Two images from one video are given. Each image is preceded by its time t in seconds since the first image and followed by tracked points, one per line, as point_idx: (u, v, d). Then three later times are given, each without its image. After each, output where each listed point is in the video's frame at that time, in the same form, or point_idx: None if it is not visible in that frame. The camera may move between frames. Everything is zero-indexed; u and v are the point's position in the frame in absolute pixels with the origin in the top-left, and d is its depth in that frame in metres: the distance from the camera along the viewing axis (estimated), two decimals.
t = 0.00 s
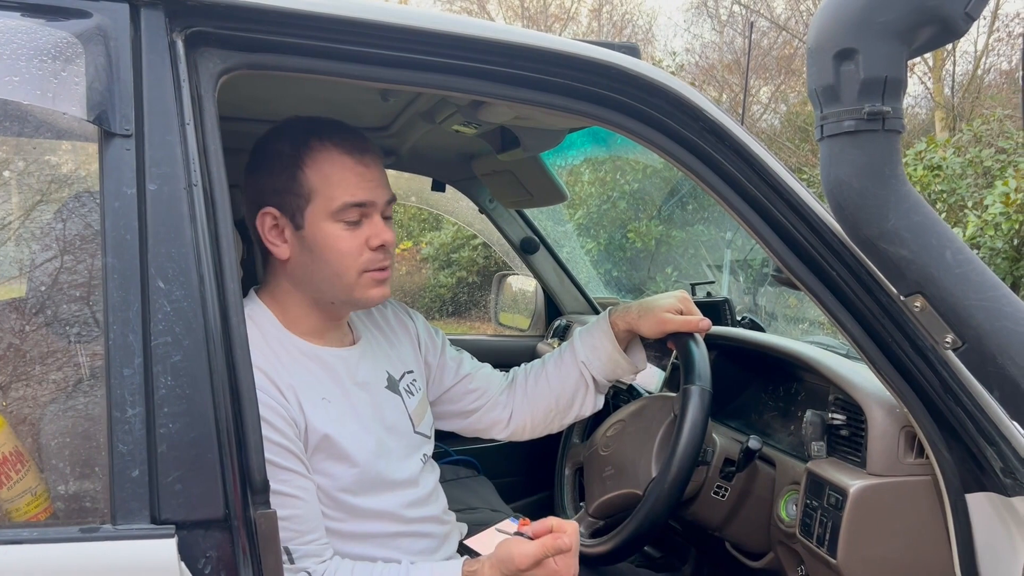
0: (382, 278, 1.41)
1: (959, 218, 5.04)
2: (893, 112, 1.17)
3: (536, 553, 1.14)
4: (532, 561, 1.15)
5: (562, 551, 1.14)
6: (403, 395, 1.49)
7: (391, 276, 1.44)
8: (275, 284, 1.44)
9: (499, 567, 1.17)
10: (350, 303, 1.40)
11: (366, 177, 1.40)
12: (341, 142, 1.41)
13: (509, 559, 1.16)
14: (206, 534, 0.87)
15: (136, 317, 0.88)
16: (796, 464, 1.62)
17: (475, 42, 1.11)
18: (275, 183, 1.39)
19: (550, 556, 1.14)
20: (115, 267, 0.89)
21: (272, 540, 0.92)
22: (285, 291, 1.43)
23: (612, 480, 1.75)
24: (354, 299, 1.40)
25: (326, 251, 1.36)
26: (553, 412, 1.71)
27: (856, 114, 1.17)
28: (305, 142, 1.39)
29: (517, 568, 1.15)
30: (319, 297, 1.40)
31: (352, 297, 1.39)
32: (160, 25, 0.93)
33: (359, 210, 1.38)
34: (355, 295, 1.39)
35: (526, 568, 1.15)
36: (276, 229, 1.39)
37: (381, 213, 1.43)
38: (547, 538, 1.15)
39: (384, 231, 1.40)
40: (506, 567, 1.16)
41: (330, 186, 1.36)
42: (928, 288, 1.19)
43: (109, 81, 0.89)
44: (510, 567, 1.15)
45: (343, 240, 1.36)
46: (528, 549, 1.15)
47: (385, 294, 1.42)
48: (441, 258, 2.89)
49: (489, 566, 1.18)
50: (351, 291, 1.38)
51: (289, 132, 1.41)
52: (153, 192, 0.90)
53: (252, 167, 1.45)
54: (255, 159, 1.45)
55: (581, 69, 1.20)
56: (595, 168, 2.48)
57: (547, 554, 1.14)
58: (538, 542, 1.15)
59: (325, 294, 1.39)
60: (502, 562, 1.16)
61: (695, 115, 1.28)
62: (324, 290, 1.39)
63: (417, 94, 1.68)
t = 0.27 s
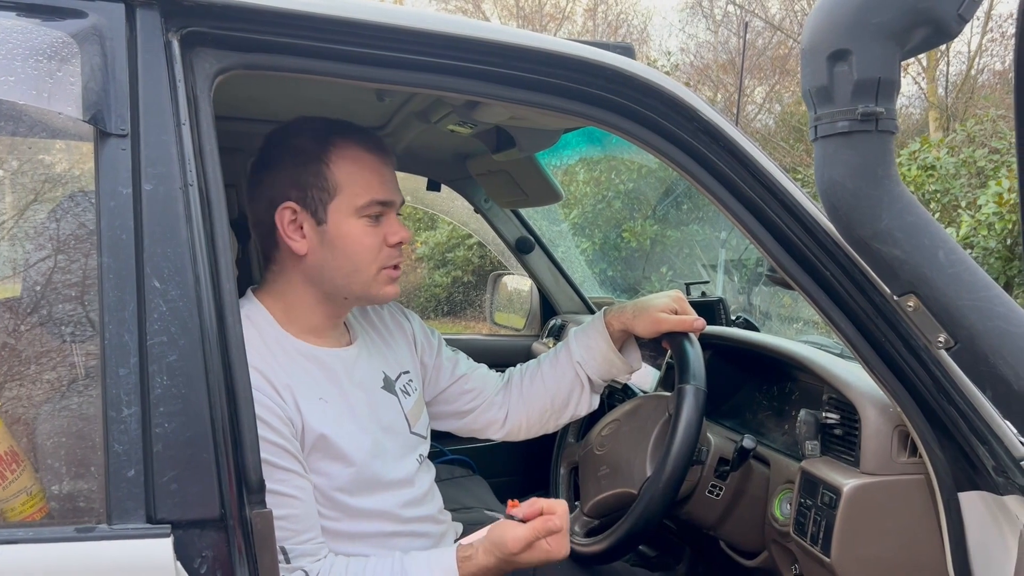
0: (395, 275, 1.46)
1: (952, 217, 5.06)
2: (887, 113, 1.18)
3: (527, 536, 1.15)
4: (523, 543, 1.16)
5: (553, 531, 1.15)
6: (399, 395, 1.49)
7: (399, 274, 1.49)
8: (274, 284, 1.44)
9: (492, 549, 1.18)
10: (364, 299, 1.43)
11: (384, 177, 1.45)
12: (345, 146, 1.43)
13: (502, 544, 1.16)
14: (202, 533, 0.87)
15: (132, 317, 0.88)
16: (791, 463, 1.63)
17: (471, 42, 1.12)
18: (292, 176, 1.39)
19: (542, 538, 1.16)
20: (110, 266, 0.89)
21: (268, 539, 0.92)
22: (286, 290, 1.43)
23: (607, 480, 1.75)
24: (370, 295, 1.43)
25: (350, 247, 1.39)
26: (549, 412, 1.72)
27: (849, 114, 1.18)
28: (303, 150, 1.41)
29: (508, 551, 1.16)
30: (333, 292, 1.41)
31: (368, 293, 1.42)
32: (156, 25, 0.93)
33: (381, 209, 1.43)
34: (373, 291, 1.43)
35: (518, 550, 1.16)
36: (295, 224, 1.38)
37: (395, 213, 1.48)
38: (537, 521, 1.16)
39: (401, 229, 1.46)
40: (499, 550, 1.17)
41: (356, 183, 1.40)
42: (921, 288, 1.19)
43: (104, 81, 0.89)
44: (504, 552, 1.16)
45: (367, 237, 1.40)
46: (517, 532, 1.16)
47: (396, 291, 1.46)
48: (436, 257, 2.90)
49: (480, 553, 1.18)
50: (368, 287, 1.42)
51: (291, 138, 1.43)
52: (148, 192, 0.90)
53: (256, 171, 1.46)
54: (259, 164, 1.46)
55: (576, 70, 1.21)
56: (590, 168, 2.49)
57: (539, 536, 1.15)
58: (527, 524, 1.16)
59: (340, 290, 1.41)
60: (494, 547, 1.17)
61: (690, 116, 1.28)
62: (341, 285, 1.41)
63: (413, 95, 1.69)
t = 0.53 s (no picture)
0: (391, 276, 1.47)
1: (947, 217, 5.08)
2: (881, 112, 1.18)
3: (516, 506, 1.15)
4: (513, 516, 1.15)
5: (541, 498, 1.15)
6: (395, 394, 1.49)
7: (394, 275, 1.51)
8: (271, 282, 1.44)
9: (482, 529, 1.17)
10: (362, 297, 1.44)
11: (385, 177, 1.48)
12: (346, 145, 1.43)
13: (491, 520, 1.16)
14: (198, 532, 0.87)
15: (128, 316, 0.88)
16: (785, 461, 1.64)
17: (468, 42, 1.12)
18: (294, 172, 1.40)
19: (531, 507, 1.15)
20: (106, 265, 0.89)
21: (264, 538, 0.92)
22: (282, 289, 1.43)
23: (603, 478, 1.76)
24: (369, 293, 1.44)
25: (352, 244, 1.40)
26: (544, 410, 1.72)
27: (844, 114, 1.18)
28: (303, 147, 1.41)
29: (499, 526, 1.16)
30: (333, 290, 1.42)
31: (365, 292, 1.44)
32: (152, 24, 0.93)
33: (382, 209, 1.45)
34: (371, 289, 1.44)
35: (509, 524, 1.16)
36: (297, 220, 1.38)
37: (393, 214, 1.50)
38: (524, 490, 1.16)
39: (399, 230, 1.48)
40: (489, 528, 1.16)
41: (361, 182, 1.42)
42: (915, 287, 1.20)
43: (100, 81, 0.89)
44: (495, 527, 1.16)
45: (369, 235, 1.41)
46: (506, 505, 1.16)
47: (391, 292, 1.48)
48: (432, 257, 2.90)
49: (470, 534, 1.17)
50: (366, 286, 1.43)
51: (288, 139, 1.43)
52: (144, 191, 0.90)
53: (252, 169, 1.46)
54: (256, 162, 1.46)
55: (573, 69, 1.21)
56: (586, 168, 2.49)
57: (527, 506, 1.15)
58: (515, 497, 1.16)
59: (339, 287, 1.42)
60: (484, 525, 1.16)
61: (685, 115, 1.28)
62: (341, 283, 1.41)
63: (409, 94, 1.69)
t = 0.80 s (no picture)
0: (389, 270, 1.47)
1: (942, 216, 5.09)
2: (876, 111, 1.18)
3: (497, 471, 1.11)
4: (496, 484, 1.12)
5: (521, 460, 1.11)
6: (391, 392, 1.49)
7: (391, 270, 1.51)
8: (266, 281, 1.44)
9: (468, 505, 1.14)
10: (359, 292, 1.44)
11: (379, 173, 1.48)
12: (341, 141, 1.44)
13: (475, 493, 1.12)
14: (194, 530, 0.87)
15: (122, 314, 0.88)
16: (781, 459, 1.64)
17: (465, 40, 1.12)
18: (289, 172, 1.39)
19: (512, 471, 1.12)
20: (100, 264, 0.88)
21: (259, 536, 0.92)
22: (278, 286, 1.43)
23: (599, 477, 1.76)
24: (365, 288, 1.44)
25: (349, 238, 1.40)
26: (540, 408, 1.72)
27: (839, 112, 1.18)
28: (299, 144, 1.41)
29: (484, 498, 1.12)
30: (331, 284, 1.42)
31: (364, 286, 1.43)
32: (146, 21, 0.93)
33: (377, 203, 1.45)
34: (368, 284, 1.44)
35: (493, 494, 1.12)
36: (293, 215, 1.38)
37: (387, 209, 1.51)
38: (501, 455, 1.12)
39: (395, 225, 1.48)
40: (474, 501, 1.13)
41: (356, 177, 1.42)
42: (911, 284, 1.20)
43: (95, 78, 0.89)
44: (480, 499, 1.12)
45: (366, 229, 1.42)
46: (486, 473, 1.12)
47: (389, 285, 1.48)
48: (428, 256, 2.89)
49: (458, 513, 1.15)
50: (364, 280, 1.43)
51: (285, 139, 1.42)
52: (139, 189, 0.90)
53: (249, 166, 1.46)
54: (252, 159, 1.45)
55: (569, 67, 1.21)
56: (582, 167, 2.49)
57: (508, 470, 1.11)
58: (493, 464, 1.12)
59: (336, 283, 1.42)
60: (470, 500, 1.13)
61: (681, 113, 1.29)
62: (337, 278, 1.41)
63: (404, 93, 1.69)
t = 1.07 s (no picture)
0: (384, 271, 1.47)
1: (938, 216, 5.10)
2: (870, 110, 1.19)
3: (470, 445, 1.09)
4: (473, 457, 1.10)
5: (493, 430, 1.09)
6: (386, 392, 1.49)
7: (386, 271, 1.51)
8: (261, 281, 1.44)
9: (449, 483, 1.13)
10: (354, 293, 1.44)
11: (375, 173, 1.48)
12: (337, 141, 1.43)
13: (453, 471, 1.11)
14: (188, 531, 0.87)
15: (116, 315, 0.88)
16: (775, 459, 1.65)
17: (462, 40, 1.12)
18: (285, 173, 1.39)
19: (486, 441, 1.10)
20: (94, 264, 0.88)
21: (253, 536, 0.92)
22: (272, 287, 1.43)
23: (594, 476, 1.76)
24: (361, 290, 1.44)
25: (345, 240, 1.40)
26: (535, 408, 1.72)
27: (833, 112, 1.19)
28: (294, 144, 1.41)
29: (463, 473, 1.11)
30: (326, 285, 1.41)
31: (358, 287, 1.43)
32: (140, 21, 0.93)
33: (372, 203, 1.45)
34: (363, 286, 1.44)
35: (472, 468, 1.11)
36: (289, 216, 1.38)
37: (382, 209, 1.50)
38: (472, 428, 1.10)
39: (390, 226, 1.48)
40: (455, 479, 1.11)
41: (352, 178, 1.42)
42: (905, 284, 1.20)
43: (88, 78, 0.88)
44: (460, 475, 1.11)
45: (362, 231, 1.42)
46: (461, 448, 1.10)
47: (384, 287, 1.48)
48: (424, 256, 2.87)
49: (442, 495, 1.14)
50: (359, 282, 1.43)
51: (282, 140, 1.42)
52: (132, 189, 0.90)
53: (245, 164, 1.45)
54: (248, 158, 1.45)
55: (565, 67, 1.21)
56: (578, 168, 2.50)
57: (482, 442, 1.09)
58: (466, 438, 1.10)
59: (331, 284, 1.42)
60: (450, 478, 1.12)
61: (676, 113, 1.29)
62: (333, 279, 1.41)
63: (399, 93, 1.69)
